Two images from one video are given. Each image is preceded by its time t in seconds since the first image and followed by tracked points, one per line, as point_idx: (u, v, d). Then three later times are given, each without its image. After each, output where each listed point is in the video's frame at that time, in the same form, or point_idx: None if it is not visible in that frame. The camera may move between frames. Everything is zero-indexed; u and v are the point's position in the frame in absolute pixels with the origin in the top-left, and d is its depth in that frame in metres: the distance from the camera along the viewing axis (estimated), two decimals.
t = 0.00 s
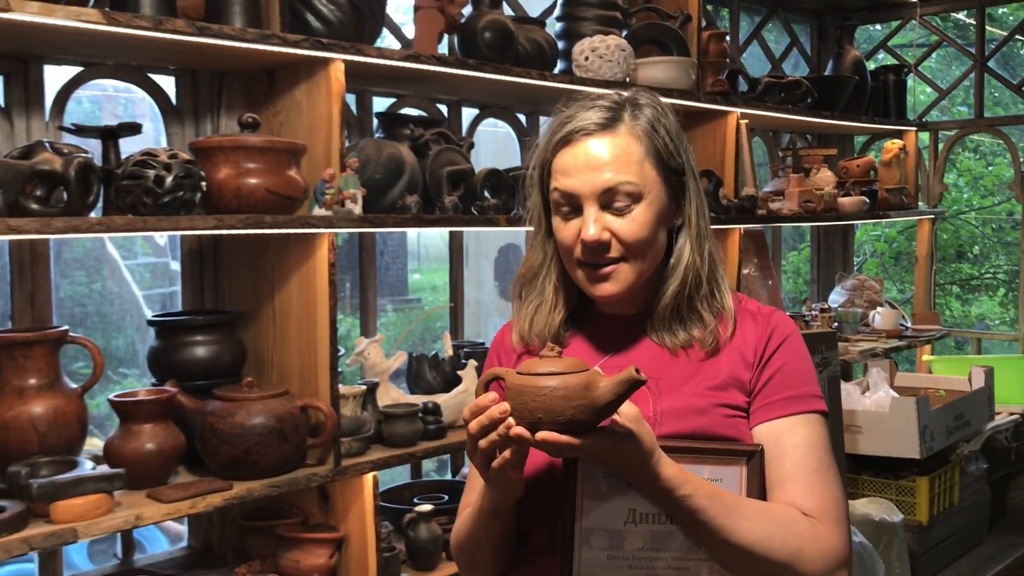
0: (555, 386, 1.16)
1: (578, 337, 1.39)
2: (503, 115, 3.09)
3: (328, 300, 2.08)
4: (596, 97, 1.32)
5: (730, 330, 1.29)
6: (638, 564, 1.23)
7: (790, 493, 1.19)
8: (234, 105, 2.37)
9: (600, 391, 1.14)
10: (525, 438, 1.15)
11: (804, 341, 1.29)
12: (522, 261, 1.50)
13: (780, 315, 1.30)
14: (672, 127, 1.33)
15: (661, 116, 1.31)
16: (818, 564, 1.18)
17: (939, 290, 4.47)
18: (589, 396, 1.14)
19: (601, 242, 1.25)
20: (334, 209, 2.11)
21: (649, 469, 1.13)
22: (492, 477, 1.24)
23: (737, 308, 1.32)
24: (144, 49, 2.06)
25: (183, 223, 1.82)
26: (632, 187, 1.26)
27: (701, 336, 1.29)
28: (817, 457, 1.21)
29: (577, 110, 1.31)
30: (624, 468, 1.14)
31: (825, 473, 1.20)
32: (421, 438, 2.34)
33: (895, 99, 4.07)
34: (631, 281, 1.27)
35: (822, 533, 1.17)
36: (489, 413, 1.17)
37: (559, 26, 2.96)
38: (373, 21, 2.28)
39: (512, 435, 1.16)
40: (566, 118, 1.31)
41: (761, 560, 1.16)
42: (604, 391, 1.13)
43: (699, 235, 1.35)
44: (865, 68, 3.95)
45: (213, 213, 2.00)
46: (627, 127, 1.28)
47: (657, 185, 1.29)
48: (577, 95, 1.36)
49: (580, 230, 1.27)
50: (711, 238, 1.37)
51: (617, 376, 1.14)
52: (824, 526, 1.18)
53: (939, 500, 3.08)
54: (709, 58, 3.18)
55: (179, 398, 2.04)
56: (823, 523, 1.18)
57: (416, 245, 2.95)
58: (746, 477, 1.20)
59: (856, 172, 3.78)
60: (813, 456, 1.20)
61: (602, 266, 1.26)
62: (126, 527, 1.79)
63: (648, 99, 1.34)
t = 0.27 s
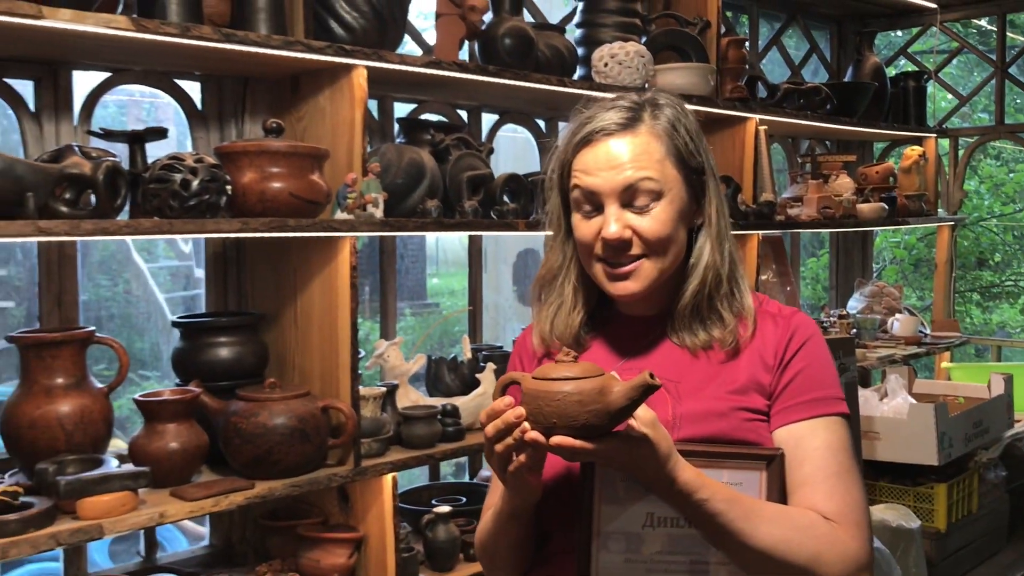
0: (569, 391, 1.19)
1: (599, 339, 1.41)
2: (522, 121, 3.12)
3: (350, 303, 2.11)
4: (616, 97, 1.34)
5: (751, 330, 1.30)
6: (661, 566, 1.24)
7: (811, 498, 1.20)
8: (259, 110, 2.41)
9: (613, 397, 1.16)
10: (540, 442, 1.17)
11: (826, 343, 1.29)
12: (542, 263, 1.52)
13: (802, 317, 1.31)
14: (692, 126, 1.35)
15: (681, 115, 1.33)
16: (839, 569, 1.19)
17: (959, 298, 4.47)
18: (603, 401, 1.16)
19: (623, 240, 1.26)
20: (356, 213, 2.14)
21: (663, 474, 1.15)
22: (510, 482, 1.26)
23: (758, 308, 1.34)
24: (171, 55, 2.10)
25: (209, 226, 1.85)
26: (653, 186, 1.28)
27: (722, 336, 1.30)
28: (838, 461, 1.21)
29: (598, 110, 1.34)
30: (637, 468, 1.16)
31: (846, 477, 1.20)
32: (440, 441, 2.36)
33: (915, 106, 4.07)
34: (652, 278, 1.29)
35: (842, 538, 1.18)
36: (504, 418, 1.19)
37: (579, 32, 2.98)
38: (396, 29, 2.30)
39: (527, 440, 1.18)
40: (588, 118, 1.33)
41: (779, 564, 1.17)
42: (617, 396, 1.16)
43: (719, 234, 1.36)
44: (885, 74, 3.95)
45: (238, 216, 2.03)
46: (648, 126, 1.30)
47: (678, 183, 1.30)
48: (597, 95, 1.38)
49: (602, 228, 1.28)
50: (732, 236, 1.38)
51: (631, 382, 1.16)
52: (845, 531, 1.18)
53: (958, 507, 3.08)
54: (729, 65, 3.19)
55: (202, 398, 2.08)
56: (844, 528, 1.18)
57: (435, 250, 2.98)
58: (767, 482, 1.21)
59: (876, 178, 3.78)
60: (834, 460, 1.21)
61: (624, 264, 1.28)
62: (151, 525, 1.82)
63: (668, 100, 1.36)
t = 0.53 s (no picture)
0: (591, 392, 1.19)
1: (621, 335, 1.42)
2: (537, 126, 3.14)
3: (366, 306, 2.13)
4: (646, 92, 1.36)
5: (774, 332, 1.30)
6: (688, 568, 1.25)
7: (836, 500, 1.19)
8: (277, 115, 2.43)
9: (634, 399, 1.16)
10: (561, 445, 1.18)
11: (851, 344, 1.28)
12: (568, 257, 1.54)
13: (827, 318, 1.31)
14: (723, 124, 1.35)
15: (709, 112, 1.34)
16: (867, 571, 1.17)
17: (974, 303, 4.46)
18: (624, 403, 1.17)
19: (644, 234, 1.28)
20: (372, 218, 2.16)
21: (687, 476, 1.15)
22: (531, 483, 1.28)
23: (782, 310, 1.33)
24: (190, 62, 2.12)
25: (227, 230, 1.87)
26: (677, 181, 1.29)
27: (745, 336, 1.30)
28: (864, 463, 1.20)
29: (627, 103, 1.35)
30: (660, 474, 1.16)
31: (872, 479, 1.19)
32: (455, 444, 2.37)
33: (929, 111, 4.07)
34: (672, 274, 1.29)
35: (869, 541, 1.16)
36: (525, 420, 1.20)
37: (593, 38, 2.99)
38: (412, 34, 2.31)
39: (548, 441, 1.18)
40: (616, 111, 1.35)
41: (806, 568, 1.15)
42: (639, 399, 1.16)
43: (743, 235, 1.36)
44: (899, 79, 3.95)
45: (256, 220, 2.06)
46: (674, 121, 1.31)
47: (702, 179, 1.31)
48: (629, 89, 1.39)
49: (624, 221, 1.30)
50: (757, 237, 1.38)
51: (653, 384, 1.17)
52: (872, 534, 1.17)
53: (973, 512, 3.07)
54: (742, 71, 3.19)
55: (220, 399, 2.10)
56: (871, 531, 1.17)
57: (447, 255, 2.99)
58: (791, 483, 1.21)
59: (890, 183, 3.78)
60: (860, 462, 1.20)
61: (644, 258, 1.29)
62: (170, 525, 1.84)
63: (699, 97, 1.36)
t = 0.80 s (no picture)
0: (624, 394, 1.20)
1: (650, 330, 1.44)
2: (544, 130, 3.15)
3: (376, 309, 2.14)
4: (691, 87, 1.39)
5: (805, 333, 1.32)
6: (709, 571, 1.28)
7: (868, 505, 1.22)
8: (287, 119, 2.45)
9: (668, 400, 1.18)
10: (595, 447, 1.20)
11: (881, 346, 1.31)
12: (591, 250, 1.55)
13: (857, 319, 1.33)
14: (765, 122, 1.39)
15: (754, 110, 1.37)
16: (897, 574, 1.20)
17: (981, 307, 4.47)
18: (659, 405, 1.18)
19: (691, 224, 1.30)
20: (382, 221, 2.18)
21: (720, 479, 1.18)
22: (561, 486, 1.30)
23: (812, 311, 1.36)
24: (201, 66, 2.14)
25: (238, 234, 1.89)
26: (725, 173, 1.31)
27: (776, 336, 1.32)
28: (895, 467, 1.23)
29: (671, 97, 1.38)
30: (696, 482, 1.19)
31: (904, 483, 1.22)
32: (464, 446, 2.39)
33: (935, 115, 4.07)
34: (714, 268, 1.31)
35: (900, 545, 1.19)
36: (558, 421, 1.22)
37: (600, 43, 3.01)
38: (421, 38, 2.33)
39: (580, 444, 1.21)
40: (661, 104, 1.38)
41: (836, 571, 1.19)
42: (673, 400, 1.18)
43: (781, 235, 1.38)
44: (905, 83, 3.95)
45: (267, 223, 2.08)
46: (724, 114, 1.34)
47: (748, 173, 1.34)
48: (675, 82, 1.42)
49: (670, 212, 1.32)
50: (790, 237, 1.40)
51: (686, 386, 1.18)
52: (903, 538, 1.20)
53: (980, 515, 3.07)
54: (748, 75, 3.21)
55: (231, 402, 2.11)
56: (901, 534, 1.20)
57: (454, 259, 3.01)
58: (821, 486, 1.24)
59: (897, 187, 3.78)
60: (891, 466, 1.23)
61: (688, 250, 1.31)
62: (181, 526, 1.86)
63: (744, 94, 1.39)
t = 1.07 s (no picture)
0: (652, 413, 1.20)
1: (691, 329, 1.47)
2: (546, 135, 3.17)
3: (378, 312, 2.16)
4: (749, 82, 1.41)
5: (842, 343, 1.35)
6: None
7: (901, 522, 1.24)
8: (290, 124, 2.46)
9: (698, 420, 1.18)
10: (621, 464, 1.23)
11: (917, 354, 1.32)
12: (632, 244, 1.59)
13: (893, 328, 1.35)
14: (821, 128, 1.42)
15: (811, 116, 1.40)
16: None
17: (982, 310, 4.48)
18: (687, 424, 1.19)
19: (741, 219, 1.30)
20: (385, 225, 2.19)
21: (749, 494, 1.20)
22: (586, 498, 1.32)
23: (852, 318, 1.38)
24: (206, 72, 2.16)
25: (243, 238, 1.91)
26: (779, 172, 1.33)
27: (814, 346, 1.35)
28: (929, 484, 1.24)
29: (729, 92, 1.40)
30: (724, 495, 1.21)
31: (936, 500, 1.24)
32: (466, 448, 2.40)
33: (935, 119, 4.09)
34: (758, 267, 1.32)
35: (932, 563, 1.21)
36: (585, 437, 1.24)
37: (601, 47, 3.02)
38: (423, 43, 2.35)
39: (607, 461, 1.24)
40: (718, 98, 1.40)
41: None
42: (702, 419, 1.18)
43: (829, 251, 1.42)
44: (905, 87, 3.97)
45: (270, 227, 2.09)
46: (784, 113, 1.36)
47: (801, 173, 1.35)
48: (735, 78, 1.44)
49: (721, 205, 1.32)
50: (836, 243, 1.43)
51: (715, 404, 1.19)
52: (934, 556, 1.22)
53: (980, 517, 3.07)
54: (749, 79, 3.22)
55: (235, 404, 2.11)
56: (934, 552, 1.22)
57: (455, 263, 3.02)
58: (851, 500, 1.26)
59: (897, 191, 3.80)
60: (924, 481, 1.25)
61: (736, 245, 1.32)
62: (186, 527, 1.87)
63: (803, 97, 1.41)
